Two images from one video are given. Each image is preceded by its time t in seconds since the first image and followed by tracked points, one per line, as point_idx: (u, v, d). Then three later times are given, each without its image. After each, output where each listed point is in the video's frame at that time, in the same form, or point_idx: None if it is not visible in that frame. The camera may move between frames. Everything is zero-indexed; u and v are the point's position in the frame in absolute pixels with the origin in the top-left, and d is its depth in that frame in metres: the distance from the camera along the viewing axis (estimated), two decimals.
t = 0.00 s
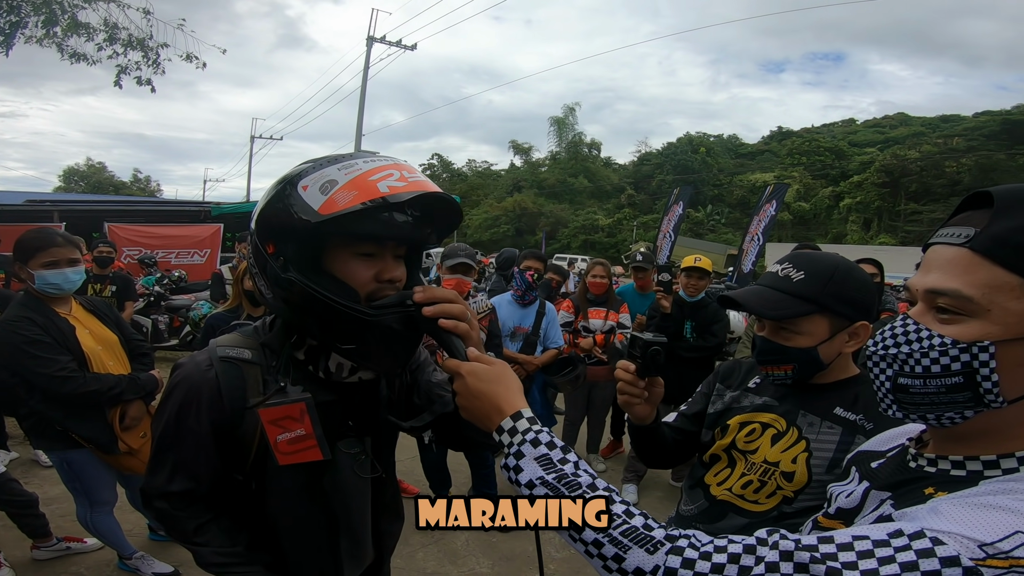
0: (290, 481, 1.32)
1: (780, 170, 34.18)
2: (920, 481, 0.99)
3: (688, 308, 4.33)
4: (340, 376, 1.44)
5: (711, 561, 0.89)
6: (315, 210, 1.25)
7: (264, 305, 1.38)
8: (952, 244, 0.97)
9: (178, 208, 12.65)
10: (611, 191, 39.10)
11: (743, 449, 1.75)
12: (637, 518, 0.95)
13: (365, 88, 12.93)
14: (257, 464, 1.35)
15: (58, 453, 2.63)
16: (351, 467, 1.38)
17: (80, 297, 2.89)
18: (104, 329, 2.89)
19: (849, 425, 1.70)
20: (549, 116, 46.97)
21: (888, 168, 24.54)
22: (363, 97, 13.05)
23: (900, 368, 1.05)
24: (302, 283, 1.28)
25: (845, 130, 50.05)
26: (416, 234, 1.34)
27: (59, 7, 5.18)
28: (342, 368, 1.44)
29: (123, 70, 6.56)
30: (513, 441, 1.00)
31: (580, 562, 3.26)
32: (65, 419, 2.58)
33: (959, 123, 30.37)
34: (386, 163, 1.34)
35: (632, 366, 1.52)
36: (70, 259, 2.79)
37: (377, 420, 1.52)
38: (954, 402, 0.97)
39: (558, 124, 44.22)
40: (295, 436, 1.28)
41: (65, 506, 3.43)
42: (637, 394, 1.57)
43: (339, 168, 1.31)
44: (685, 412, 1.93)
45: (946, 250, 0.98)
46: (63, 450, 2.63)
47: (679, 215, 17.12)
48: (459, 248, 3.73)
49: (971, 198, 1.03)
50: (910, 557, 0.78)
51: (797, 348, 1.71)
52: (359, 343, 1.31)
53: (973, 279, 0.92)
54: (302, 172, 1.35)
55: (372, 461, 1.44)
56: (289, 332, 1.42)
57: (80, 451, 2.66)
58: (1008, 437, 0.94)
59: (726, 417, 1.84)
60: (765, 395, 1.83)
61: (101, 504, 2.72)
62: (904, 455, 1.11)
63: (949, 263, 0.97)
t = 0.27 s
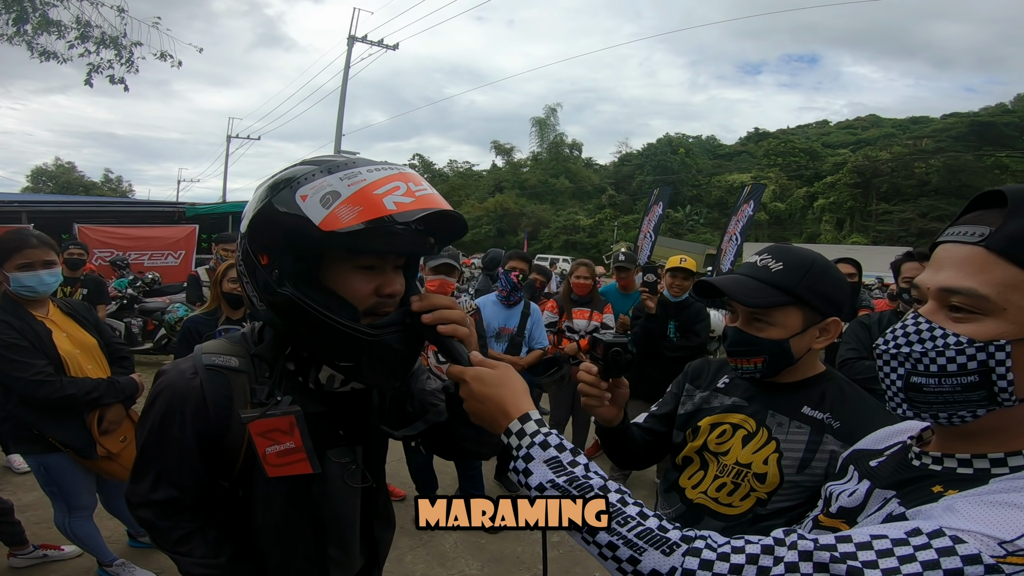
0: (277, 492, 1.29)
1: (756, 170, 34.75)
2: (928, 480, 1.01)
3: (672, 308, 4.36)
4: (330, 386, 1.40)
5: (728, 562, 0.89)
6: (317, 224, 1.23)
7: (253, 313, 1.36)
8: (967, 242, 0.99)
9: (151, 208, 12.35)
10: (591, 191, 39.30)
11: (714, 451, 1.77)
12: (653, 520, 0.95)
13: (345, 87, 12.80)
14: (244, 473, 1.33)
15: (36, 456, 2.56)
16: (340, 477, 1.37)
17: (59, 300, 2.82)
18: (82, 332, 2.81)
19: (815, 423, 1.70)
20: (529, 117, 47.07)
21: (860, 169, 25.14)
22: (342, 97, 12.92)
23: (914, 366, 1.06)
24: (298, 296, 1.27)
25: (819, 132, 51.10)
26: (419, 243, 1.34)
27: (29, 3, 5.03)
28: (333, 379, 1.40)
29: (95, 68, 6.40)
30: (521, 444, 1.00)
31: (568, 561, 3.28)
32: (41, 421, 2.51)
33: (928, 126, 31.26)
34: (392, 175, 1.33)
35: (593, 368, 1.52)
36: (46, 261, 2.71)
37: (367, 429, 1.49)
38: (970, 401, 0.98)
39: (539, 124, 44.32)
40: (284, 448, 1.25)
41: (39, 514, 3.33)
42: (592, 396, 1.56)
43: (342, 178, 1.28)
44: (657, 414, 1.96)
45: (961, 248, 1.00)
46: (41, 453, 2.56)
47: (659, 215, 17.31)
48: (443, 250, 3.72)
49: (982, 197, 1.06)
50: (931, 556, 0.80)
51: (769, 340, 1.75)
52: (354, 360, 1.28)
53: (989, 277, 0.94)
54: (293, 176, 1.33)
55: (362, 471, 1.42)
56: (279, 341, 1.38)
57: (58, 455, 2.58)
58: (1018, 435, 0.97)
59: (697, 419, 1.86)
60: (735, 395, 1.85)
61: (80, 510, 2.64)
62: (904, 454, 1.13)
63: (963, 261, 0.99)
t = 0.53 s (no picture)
0: (260, 495, 1.27)
1: (732, 171, 35.32)
2: (922, 474, 1.04)
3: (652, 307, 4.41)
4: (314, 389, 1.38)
5: (734, 555, 0.91)
6: (307, 225, 1.22)
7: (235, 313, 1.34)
8: (974, 237, 1.00)
9: (120, 208, 12.05)
10: (571, 192, 39.49)
11: (689, 448, 1.79)
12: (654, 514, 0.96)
13: (322, 86, 12.66)
14: (223, 475, 1.29)
15: None
16: (324, 478, 1.34)
17: (30, 300, 2.74)
18: (52, 334, 2.73)
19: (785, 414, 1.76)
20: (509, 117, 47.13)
21: (832, 170, 25.74)
22: (319, 97, 12.78)
23: (922, 363, 1.06)
24: (283, 298, 1.26)
25: (792, 134, 52.16)
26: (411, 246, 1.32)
27: None
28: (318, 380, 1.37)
29: (63, 65, 6.23)
30: (517, 440, 1.00)
31: (554, 560, 3.29)
32: (6, 424, 2.43)
33: (896, 129, 32.15)
34: (383, 176, 1.32)
35: (569, 369, 1.51)
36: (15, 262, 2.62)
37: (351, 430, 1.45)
38: (981, 397, 1.00)
39: (518, 125, 44.40)
40: (269, 451, 1.24)
41: (8, 521, 3.22)
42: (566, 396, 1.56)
43: (332, 178, 1.27)
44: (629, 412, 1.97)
45: (967, 242, 1.01)
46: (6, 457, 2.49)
47: (637, 215, 17.47)
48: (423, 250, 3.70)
49: (981, 189, 1.07)
50: (940, 547, 0.84)
51: (736, 333, 1.79)
52: (341, 366, 1.29)
53: (997, 274, 0.96)
54: (277, 176, 1.32)
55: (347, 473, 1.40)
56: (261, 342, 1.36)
57: (22, 459, 2.51)
58: (1017, 427, 1.01)
59: (669, 415, 1.89)
60: (705, 391, 1.88)
61: (50, 513, 2.59)
62: (895, 447, 1.16)
63: (969, 256, 1.00)
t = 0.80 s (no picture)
0: (241, 500, 1.24)
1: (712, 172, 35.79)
2: (914, 469, 1.06)
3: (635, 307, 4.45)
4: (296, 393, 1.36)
5: (735, 544, 0.90)
6: (291, 228, 1.20)
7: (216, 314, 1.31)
8: (1001, 238, 0.96)
9: (93, 208, 11.78)
10: (553, 192, 39.63)
11: (674, 445, 1.79)
12: (652, 506, 0.95)
13: (302, 84, 12.52)
14: (203, 480, 1.25)
15: None
16: (308, 483, 1.29)
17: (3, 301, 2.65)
18: (22, 336, 2.63)
19: (766, 404, 1.79)
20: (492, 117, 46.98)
21: (809, 171, 26.24)
22: (300, 96, 12.64)
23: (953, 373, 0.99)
24: (265, 302, 1.23)
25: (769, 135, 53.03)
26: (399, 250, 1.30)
27: None
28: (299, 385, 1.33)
29: (35, 63, 6.09)
30: (508, 434, 1.00)
31: (541, 560, 3.29)
32: None
33: (870, 132, 32.92)
34: (370, 178, 1.31)
35: (551, 360, 1.47)
36: None
37: (333, 432, 1.44)
38: (1008, 404, 0.97)
39: (500, 125, 44.42)
40: (270, 454, 1.22)
41: None
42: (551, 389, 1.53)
43: (317, 180, 1.25)
44: (609, 410, 1.95)
45: (995, 243, 0.96)
46: None
47: (619, 215, 17.62)
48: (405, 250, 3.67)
49: (982, 186, 1.04)
50: (940, 536, 0.85)
51: (712, 329, 1.82)
52: (326, 368, 1.27)
53: None
54: (259, 176, 1.28)
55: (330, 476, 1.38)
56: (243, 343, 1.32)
57: None
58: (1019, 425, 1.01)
59: (649, 412, 1.88)
60: (685, 387, 1.89)
61: (23, 517, 2.53)
62: (885, 445, 1.19)
63: (996, 258, 0.95)
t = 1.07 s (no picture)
0: (220, 501, 1.22)
1: (699, 173, 36.05)
2: (902, 466, 1.07)
3: (623, 306, 4.48)
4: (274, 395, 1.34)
5: (725, 537, 0.91)
6: (277, 229, 1.18)
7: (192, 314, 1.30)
8: (997, 234, 0.97)
9: (75, 207, 11.59)
10: (542, 192, 39.65)
11: (659, 438, 1.80)
12: (640, 499, 0.96)
13: (290, 83, 12.42)
14: (180, 480, 1.24)
15: None
16: (287, 481, 1.29)
17: None
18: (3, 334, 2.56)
19: (748, 398, 1.81)
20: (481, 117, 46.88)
21: (795, 172, 26.51)
22: (286, 94, 12.53)
23: (945, 368, 1.00)
24: (248, 303, 1.21)
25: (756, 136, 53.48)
26: (381, 251, 1.32)
27: None
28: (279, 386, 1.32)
29: (15, 59, 5.97)
30: (495, 434, 1.00)
31: (531, 560, 3.29)
32: None
33: (854, 133, 33.36)
34: (355, 181, 1.30)
35: (543, 324, 1.53)
36: None
37: (315, 433, 1.43)
38: (1004, 400, 0.98)
39: (489, 125, 44.38)
40: (252, 452, 1.21)
41: None
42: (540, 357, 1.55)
43: (304, 181, 1.24)
44: (593, 397, 1.95)
45: (989, 240, 0.97)
46: None
47: (608, 215, 17.69)
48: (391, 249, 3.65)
49: (975, 184, 1.06)
50: (926, 531, 0.85)
51: (701, 319, 1.83)
52: (307, 371, 1.25)
53: None
54: (238, 175, 1.27)
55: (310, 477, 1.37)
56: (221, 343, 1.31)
57: None
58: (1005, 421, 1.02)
59: (634, 405, 1.89)
60: (670, 380, 1.90)
61: (3, 520, 2.49)
62: (874, 442, 1.20)
63: (990, 254, 0.97)
